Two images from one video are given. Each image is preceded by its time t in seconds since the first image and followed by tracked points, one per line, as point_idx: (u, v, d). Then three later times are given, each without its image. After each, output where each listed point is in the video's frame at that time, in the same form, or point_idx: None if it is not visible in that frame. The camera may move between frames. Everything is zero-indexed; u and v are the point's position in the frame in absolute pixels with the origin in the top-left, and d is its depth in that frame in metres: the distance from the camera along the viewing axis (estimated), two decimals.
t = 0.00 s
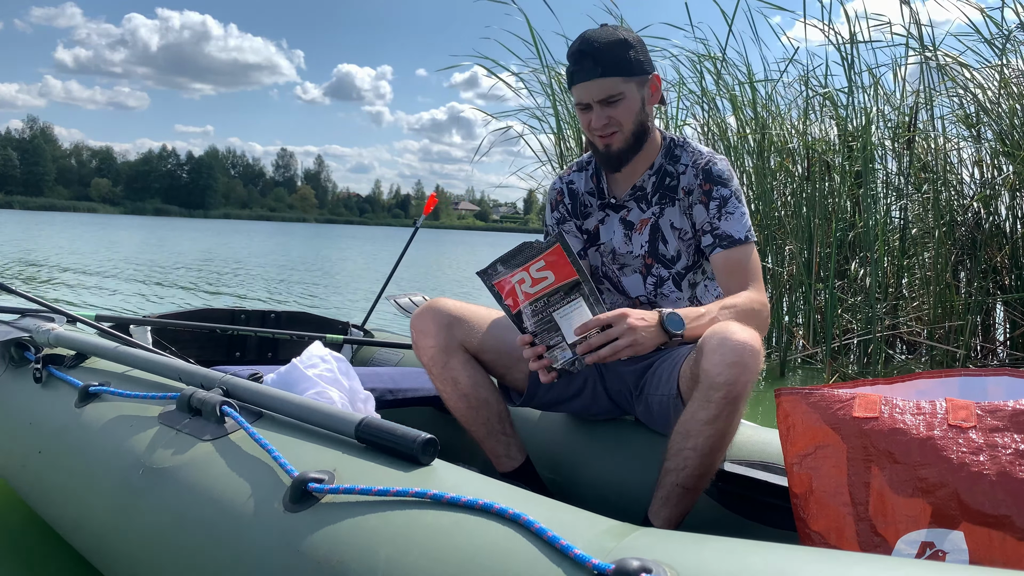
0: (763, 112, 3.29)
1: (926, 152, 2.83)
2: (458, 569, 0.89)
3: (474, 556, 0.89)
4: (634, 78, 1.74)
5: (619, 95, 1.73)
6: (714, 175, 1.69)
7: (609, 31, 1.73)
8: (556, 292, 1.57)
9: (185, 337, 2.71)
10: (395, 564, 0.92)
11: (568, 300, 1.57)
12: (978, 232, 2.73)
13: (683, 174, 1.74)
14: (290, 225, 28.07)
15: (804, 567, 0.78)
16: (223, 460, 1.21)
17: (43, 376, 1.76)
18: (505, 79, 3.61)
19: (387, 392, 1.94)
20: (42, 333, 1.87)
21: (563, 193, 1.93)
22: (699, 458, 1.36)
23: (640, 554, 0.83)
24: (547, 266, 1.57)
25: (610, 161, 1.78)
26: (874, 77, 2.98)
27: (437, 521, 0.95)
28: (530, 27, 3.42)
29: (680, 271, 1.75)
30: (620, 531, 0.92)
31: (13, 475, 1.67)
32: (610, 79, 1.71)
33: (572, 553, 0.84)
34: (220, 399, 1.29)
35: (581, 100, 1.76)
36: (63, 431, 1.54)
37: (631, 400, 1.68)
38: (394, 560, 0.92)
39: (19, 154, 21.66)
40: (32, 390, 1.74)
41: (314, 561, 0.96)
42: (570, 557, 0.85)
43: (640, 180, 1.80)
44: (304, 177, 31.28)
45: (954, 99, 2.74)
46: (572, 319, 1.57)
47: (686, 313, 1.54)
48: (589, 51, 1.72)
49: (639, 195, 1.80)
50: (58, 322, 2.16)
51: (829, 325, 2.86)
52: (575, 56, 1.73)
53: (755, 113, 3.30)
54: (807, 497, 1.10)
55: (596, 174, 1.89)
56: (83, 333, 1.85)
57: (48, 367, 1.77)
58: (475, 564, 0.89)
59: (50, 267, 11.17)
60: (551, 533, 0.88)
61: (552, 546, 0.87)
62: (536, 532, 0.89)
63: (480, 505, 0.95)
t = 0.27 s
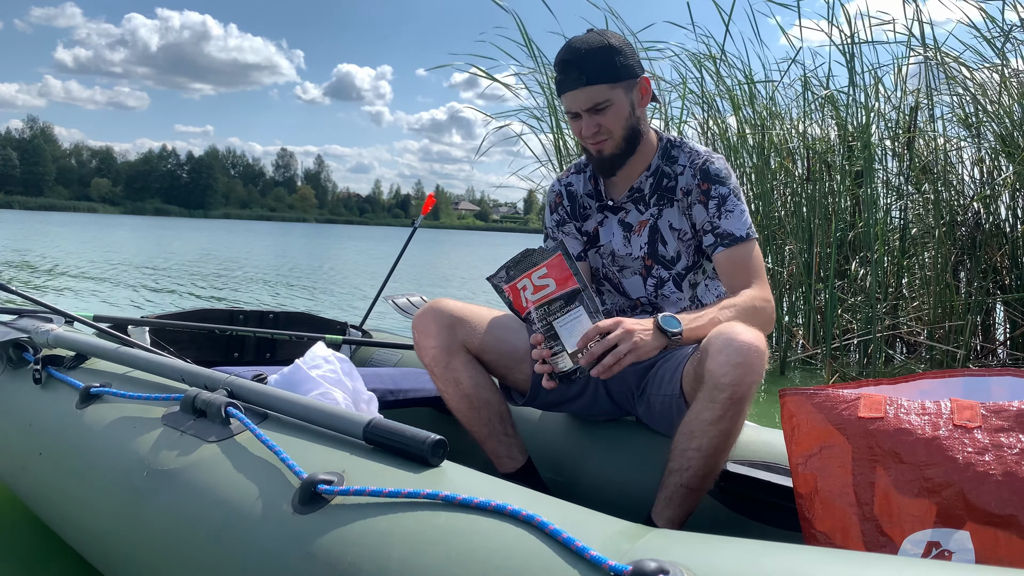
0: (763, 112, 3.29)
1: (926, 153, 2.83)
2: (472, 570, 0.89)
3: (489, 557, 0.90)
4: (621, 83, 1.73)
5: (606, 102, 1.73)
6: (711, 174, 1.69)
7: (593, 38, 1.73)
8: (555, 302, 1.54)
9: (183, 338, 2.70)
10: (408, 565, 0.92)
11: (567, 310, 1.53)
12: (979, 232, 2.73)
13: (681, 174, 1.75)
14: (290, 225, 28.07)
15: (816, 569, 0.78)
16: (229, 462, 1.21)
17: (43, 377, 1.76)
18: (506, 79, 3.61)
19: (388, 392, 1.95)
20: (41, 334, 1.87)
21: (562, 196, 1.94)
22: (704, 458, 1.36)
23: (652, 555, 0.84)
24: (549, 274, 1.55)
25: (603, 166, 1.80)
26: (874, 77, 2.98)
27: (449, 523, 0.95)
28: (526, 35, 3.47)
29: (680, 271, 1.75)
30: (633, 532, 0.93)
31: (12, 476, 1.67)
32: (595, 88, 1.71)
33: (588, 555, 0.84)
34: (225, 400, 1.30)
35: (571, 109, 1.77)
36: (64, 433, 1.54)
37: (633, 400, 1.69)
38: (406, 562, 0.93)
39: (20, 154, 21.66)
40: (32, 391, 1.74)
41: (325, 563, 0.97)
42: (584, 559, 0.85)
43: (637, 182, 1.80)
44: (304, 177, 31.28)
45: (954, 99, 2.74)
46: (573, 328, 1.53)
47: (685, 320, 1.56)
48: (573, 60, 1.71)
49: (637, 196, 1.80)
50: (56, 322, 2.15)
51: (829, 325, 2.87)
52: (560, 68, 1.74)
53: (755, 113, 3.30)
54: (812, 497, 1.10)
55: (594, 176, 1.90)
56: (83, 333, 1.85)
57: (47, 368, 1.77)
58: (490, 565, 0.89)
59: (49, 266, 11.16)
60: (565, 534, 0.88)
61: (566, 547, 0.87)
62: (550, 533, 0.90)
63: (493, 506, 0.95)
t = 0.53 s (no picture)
0: (763, 112, 3.28)
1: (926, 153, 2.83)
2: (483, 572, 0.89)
3: (501, 560, 0.90)
4: (612, 85, 1.73)
5: (598, 105, 1.73)
6: (709, 172, 1.69)
7: (582, 42, 1.74)
8: (574, 283, 1.49)
9: (182, 339, 2.70)
10: (419, 568, 0.92)
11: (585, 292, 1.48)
12: (978, 232, 2.73)
13: (678, 172, 1.74)
14: (290, 225, 28.06)
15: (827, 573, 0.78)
16: (233, 465, 1.21)
17: (42, 379, 1.75)
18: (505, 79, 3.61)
19: (388, 393, 1.94)
20: (40, 336, 1.87)
21: (559, 196, 1.94)
22: (709, 459, 1.36)
23: (663, 558, 0.84)
24: (577, 256, 1.51)
25: (600, 168, 1.80)
26: (874, 76, 2.98)
27: (461, 527, 0.95)
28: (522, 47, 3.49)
29: (680, 270, 1.75)
30: (644, 535, 0.93)
31: (12, 479, 1.67)
32: (586, 90, 1.71)
33: (601, 560, 0.84)
34: (228, 403, 1.30)
35: (564, 113, 1.78)
36: (65, 435, 1.53)
37: (635, 400, 1.69)
38: (417, 566, 0.92)
39: (20, 154, 21.65)
40: (31, 393, 1.74)
41: (335, 566, 0.97)
42: (598, 563, 0.85)
43: (634, 181, 1.80)
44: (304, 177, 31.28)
45: (953, 99, 2.74)
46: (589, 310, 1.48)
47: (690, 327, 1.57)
48: (564, 65, 1.73)
49: (633, 196, 1.80)
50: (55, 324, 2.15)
51: (829, 325, 2.86)
52: (550, 72, 1.75)
53: (755, 113, 3.30)
54: (817, 497, 1.10)
55: (590, 176, 1.89)
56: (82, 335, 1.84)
57: (46, 370, 1.77)
58: (502, 569, 0.89)
59: (49, 267, 11.15)
60: (578, 537, 0.88)
61: (579, 551, 0.87)
62: (563, 538, 0.89)
63: (504, 510, 0.96)
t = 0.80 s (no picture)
0: (763, 112, 3.29)
1: (926, 153, 2.84)
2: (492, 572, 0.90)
3: (509, 559, 0.90)
4: (604, 89, 1.72)
5: (593, 111, 1.71)
6: (705, 172, 1.70)
7: (568, 50, 1.72)
8: (588, 276, 1.49)
9: (182, 339, 2.70)
10: (427, 568, 0.93)
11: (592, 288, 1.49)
12: (978, 231, 2.73)
13: (673, 173, 1.75)
14: (290, 225, 28.06)
15: (837, 572, 0.78)
16: (239, 465, 1.21)
17: (44, 380, 1.75)
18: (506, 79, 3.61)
19: (391, 393, 1.95)
20: (42, 336, 1.87)
21: (556, 198, 1.94)
22: (712, 459, 1.37)
23: (673, 557, 0.84)
24: (594, 248, 1.49)
25: (599, 172, 1.79)
26: (874, 76, 2.98)
27: (468, 526, 0.96)
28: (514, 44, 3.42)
29: (678, 270, 1.75)
30: (655, 534, 0.93)
31: (15, 480, 1.67)
32: (581, 98, 1.70)
33: (611, 558, 0.84)
34: (234, 403, 1.30)
35: (558, 121, 1.76)
36: (69, 436, 1.53)
37: (636, 400, 1.69)
38: (427, 565, 0.93)
39: (20, 154, 21.64)
40: (33, 394, 1.74)
41: (344, 565, 0.97)
42: (606, 561, 0.85)
43: (630, 182, 1.80)
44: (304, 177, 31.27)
45: (953, 98, 2.74)
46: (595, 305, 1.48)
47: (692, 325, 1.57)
48: (555, 75, 1.70)
49: (629, 197, 1.80)
50: (57, 324, 2.15)
51: (829, 325, 2.85)
52: (542, 82, 1.72)
53: (755, 113, 3.30)
54: (822, 496, 1.11)
55: (586, 178, 1.89)
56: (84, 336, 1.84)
57: (48, 371, 1.77)
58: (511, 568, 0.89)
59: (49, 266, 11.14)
60: (587, 536, 0.88)
61: (587, 549, 0.88)
62: (570, 536, 0.90)
63: (511, 509, 0.96)
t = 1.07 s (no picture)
0: (763, 112, 3.30)
1: (925, 153, 2.84)
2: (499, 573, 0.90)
3: (517, 560, 0.90)
4: (588, 95, 1.71)
5: (576, 119, 1.71)
6: (699, 169, 1.68)
7: (551, 56, 1.72)
8: (548, 295, 1.52)
9: (184, 339, 2.70)
10: (435, 569, 0.93)
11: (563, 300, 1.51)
12: (978, 232, 2.74)
13: (669, 171, 1.74)
14: (290, 225, 28.06)
15: (843, 573, 0.79)
16: (244, 466, 1.21)
17: (47, 381, 1.76)
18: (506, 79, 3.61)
19: (393, 394, 1.95)
20: (45, 337, 1.87)
21: (554, 197, 1.94)
22: (719, 461, 1.37)
23: (680, 559, 0.84)
24: (525, 275, 1.54)
25: (588, 176, 1.80)
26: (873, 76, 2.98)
27: (474, 528, 0.96)
28: (508, 43, 3.37)
29: (676, 268, 1.75)
30: (662, 535, 0.94)
31: (18, 480, 1.67)
32: (562, 106, 1.69)
33: (619, 560, 0.84)
34: (237, 404, 1.30)
35: (544, 129, 1.76)
36: (72, 437, 1.54)
37: (639, 402, 1.68)
38: (433, 567, 0.93)
39: (20, 154, 21.63)
40: (36, 395, 1.74)
41: (350, 566, 0.98)
42: (614, 563, 0.86)
43: (625, 182, 1.80)
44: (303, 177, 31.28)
45: (952, 99, 2.74)
46: (583, 309, 1.51)
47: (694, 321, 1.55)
48: (537, 83, 1.70)
49: (625, 197, 1.80)
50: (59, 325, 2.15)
51: (829, 324, 2.85)
52: (525, 92, 1.73)
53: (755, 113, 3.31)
54: (825, 497, 1.11)
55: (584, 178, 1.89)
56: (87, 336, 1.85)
57: (51, 371, 1.77)
58: (519, 569, 0.90)
59: (49, 266, 11.13)
60: (594, 538, 0.89)
61: (595, 550, 0.88)
62: (578, 537, 0.90)
63: (517, 511, 0.96)
